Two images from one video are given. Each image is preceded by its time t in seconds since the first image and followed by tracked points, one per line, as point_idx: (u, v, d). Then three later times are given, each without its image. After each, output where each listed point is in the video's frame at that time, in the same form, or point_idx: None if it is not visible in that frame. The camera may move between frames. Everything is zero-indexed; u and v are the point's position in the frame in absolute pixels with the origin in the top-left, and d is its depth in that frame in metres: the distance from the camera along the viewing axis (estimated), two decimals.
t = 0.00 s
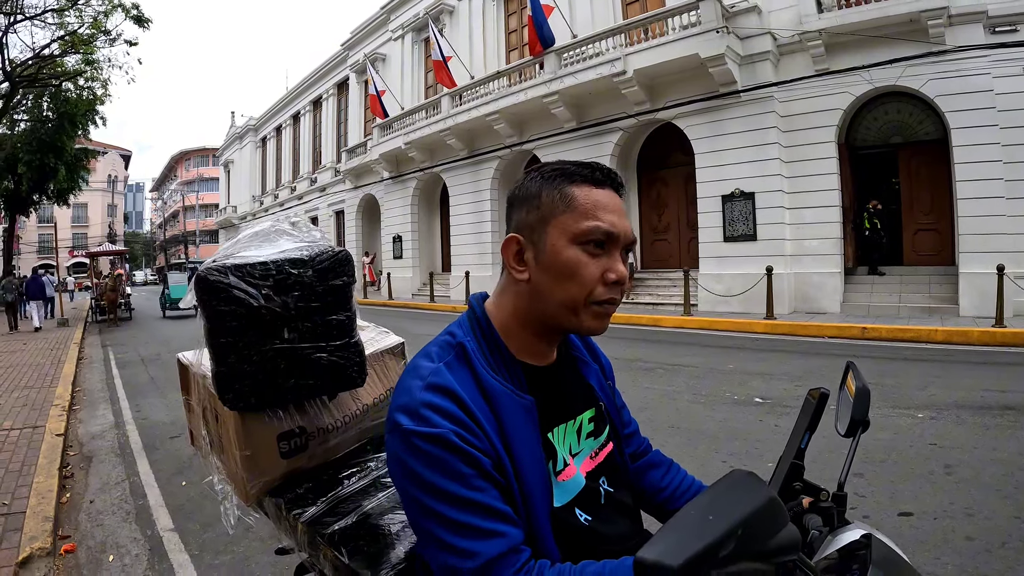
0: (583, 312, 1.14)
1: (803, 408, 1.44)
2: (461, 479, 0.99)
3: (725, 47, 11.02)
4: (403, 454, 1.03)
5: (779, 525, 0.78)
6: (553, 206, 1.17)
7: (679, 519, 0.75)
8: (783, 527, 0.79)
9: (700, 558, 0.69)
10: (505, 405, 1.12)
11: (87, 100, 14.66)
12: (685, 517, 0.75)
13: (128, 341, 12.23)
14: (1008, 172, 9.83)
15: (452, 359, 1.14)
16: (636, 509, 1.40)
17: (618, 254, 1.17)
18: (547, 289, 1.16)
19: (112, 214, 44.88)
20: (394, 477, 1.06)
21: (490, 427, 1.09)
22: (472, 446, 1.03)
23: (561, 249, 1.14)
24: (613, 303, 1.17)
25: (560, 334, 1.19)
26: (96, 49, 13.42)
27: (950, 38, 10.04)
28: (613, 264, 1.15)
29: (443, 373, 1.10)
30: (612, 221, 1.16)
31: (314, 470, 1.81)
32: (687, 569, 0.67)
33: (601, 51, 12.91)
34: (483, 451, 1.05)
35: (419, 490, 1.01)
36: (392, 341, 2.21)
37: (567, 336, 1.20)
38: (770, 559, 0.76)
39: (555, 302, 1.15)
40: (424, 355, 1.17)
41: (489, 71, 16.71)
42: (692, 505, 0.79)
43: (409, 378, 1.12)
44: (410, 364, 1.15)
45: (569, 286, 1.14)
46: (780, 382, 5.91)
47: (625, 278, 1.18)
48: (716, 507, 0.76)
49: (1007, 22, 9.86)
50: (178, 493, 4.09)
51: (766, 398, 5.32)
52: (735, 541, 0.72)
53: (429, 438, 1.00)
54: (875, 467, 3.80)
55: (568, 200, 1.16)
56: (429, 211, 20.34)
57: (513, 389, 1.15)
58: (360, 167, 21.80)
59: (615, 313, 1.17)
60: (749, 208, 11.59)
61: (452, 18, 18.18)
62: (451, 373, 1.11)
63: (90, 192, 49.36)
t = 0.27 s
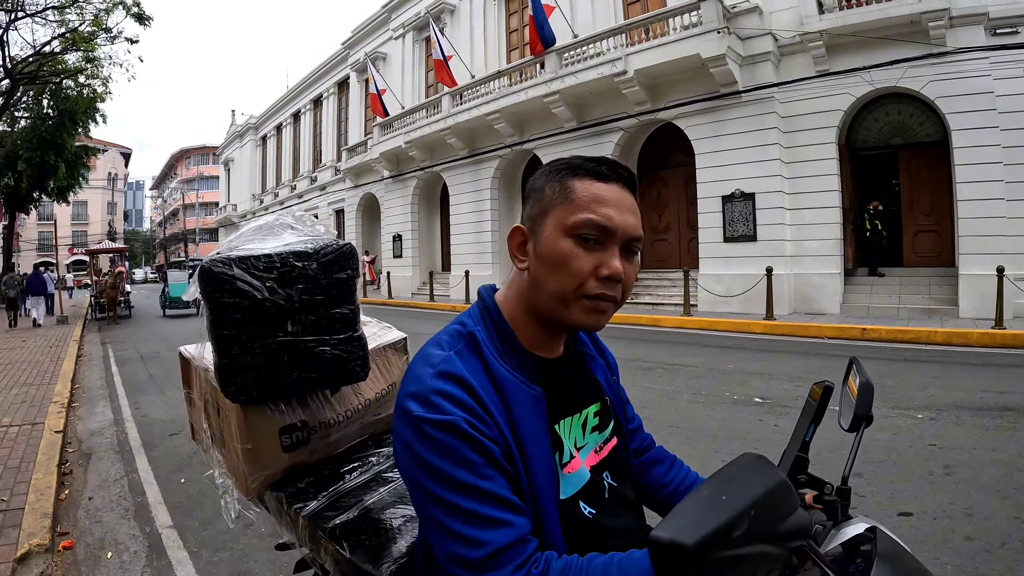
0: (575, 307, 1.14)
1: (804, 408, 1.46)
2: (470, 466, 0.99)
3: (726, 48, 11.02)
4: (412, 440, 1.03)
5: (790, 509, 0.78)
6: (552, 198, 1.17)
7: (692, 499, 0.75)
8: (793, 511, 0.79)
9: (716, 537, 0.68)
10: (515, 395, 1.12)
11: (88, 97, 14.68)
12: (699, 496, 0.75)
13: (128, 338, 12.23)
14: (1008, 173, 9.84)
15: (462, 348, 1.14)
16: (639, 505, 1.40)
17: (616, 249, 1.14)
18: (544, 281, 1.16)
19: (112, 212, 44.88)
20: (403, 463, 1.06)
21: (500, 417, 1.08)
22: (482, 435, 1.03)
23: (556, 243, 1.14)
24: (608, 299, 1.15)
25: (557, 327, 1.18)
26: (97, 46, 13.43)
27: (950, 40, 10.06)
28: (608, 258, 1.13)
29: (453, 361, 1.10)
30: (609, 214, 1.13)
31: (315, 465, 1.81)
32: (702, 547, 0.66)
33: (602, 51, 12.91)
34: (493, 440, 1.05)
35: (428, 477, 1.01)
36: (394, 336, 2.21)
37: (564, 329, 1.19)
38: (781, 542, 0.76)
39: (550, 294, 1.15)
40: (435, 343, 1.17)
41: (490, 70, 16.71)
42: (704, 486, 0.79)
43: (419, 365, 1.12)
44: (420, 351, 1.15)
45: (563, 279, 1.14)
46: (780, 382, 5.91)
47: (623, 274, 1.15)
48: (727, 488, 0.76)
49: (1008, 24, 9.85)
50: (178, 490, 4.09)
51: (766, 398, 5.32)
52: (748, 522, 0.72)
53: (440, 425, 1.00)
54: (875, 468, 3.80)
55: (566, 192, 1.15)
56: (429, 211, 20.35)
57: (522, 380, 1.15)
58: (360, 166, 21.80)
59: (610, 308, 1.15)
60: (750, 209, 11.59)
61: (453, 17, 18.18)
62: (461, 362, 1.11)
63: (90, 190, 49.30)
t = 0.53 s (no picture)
0: (572, 306, 1.13)
1: (806, 408, 1.45)
2: (472, 465, 0.99)
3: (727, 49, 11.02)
4: (414, 437, 1.02)
5: (797, 502, 0.78)
6: (554, 196, 1.17)
7: (701, 491, 0.74)
8: (800, 505, 0.79)
9: (724, 529, 0.67)
10: (518, 393, 1.12)
11: (88, 96, 14.68)
12: (707, 486, 0.75)
13: (127, 337, 12.23)
14: (1008, 175, 9.84)
15: (464, 346, 1.14)
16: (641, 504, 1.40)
17: (615, 249, 1.13)
18: (543, 279, 1.16)
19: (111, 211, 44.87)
20: (404, 461, 1.06)
21: (502, 415, 1.08)
22: (484, 433, 1.03)
23: (555, 242, 1.14)
24: (606, 300, 1.14)
25: (556, 326, 1.18)
26: (97, 46, 13.43)
27: (950, 42, 10.07)
28: (605, 259, 1.12)
29: (457, 358, 1.09)
30: (608, 213, 1.13)
31: (315, 463, 1.81)
32: (712, 539, 0.66)
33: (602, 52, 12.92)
34: (496, 438, 1.04)
35: (429, 475, 1.01)
36: (395, 334, 2.21)
37: (562, 329, 1.19)
38: (788, 535, 0.76)
39: (548, 293, 1.15)
40: (438, 341, 1.17)
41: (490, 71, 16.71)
42: (712, 476, 0.78)
43: (421, 363, 1.12)
44: (422, 348, 1.15)
45: (561, 278, 1.14)
46: (779, 383, 5.91)
47: (622, 275, 1.14)
48: (735, 480, 0.76)
49: (1008, 26, 9.87)
50: (176, 488, 4.08)
51: (766, 398, 5.32)
52: (757, 514, 0.71)
53: (442, 423, 1.00)
54: (875, 468, 3.80)
55: (568, 190, 1.15)
56: (429, 211, 20.35)
57: (525, 378, 1.15)
58: (360, 166, 21.79)
59: (609, 308, 1.14)
60: (749, 210, 11.60)
61: (453, 17, 18.19)
62: (464, 360, 1.11)
63: (89, 189, 49.28)
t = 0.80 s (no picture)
0: (569, 303, 1.14)
1: (807, 406, 1.45)
2: (475, 462, 0.99)
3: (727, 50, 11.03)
4: (416, 435, 1.03)
5: (803, 496, 0.78)
6: (551, 192, 1.17)
7: (709, 482, 0.75)
8: (806, 497, 0.79)
9: (732, 520, 0.68)
10: (519, 391, 1.12)
11: (88, 95, 14.67)
12: (715, 479, 0.75)
13: (126, 336, 12.22)
14: (1008, 176, 9.85)
15: (466, 343, 1.14)
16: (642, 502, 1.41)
17: (611, 245, 1.13)
18: (540, 276, 1.17)
19: (111, 210, 44.83)
20: (406, 459, 1.06)
21: (504, 412, 1.08)
22: (486, 430, 1.03)
23: (551, 238, 1.14)
24: (602, 296, 1.14)
25: (554, 323, 1.18)
26: (97, 45, 13.41)
27: (950, 43, 10.08)
28: (601, 255, 1.12)
29: (458, 356, 1.10)
30: (604, 209, 1.13)
31: (317, 460, 1.81)
32: (721, 530, 0.66)
33: (602, 52, 12.93)
34: (497, 435, 1.05)
35: (432, 472, 1.01)
36: (396, 332, 2.22)
37: (560, 326, 1.19)
38: (796, 528, 0.76)
39: (545, 290, 1.16)
40: (439, 339, 1.17)
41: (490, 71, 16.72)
42: (718, 469, 0.79)
43: (423, 360, 1.12)
44: (423, 346, 1.15)
45: (557, 275, 1.14)
46: (779, 384, 5.92)
47: (617, 270, 1.14)
48: (742, 472, 0.76)
49: (1009, 28, 9.88)
50: (176, 487, 4.08)
51: (765, 399, 5.33)
52: (765, 505, 0.72)
53: (444, 421, 1.00)
54: (874, 469, 3.80)
55: (564, 187, 1.16)
56: (428, 211, 20.35)
57: (526, 375, 1.15)
58: (360, 166, 21.79)
59: (606, 304, 1.15)
60: (749, 211, 11.60)
61: (454, 17, 18.19)
62: (465, 357, 1.11)
63: (89, 189, 49.23)
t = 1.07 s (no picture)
0: (558, 303, 1.15)
1: (803, 406, 1.46)
2: (468, 462, 1.00)
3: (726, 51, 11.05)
4: (409, 437, 1.04)
5: (791, 494, 0.79)
6: (539, 194, 1.18)
7: (697, 478, 0.76)
8: (797, 494, 0.80)
9: (721, 516, 0.69)
10: (511, 391, 1.13)
11: (88, 95, 14.65)
12: (704, 476, 0.76)
13: (126, 336, 12.21)
14: (1006, 178, 9.87)
15: (458, 345, 1.15)
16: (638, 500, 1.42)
17: (598, 245, 1.14)
18: (529, 277, 1.18)
19: (110, 210, 44.81)
20: (400, 460, 1.07)
21: (496, 413, 1.09)
22: (478, 431, 1.04)
23: (538, 239, 1.15)
24: (591, 296, 1.15)
25: (545, 323, 1.19)
26: (97, 44, 13.39)
27: (949, 45, 10.11)
28: (588, 254, 1.13)
29: (450, 358, 1.11)
30: (590, 209, 1.14)
31: (315, 459, 1.82)
32: (710, 525, 0.67)
33: (602, 53, 12.94)
34: (490, 436, 1.05)
35: (425, 473, 1.02)
36: (394, 332, 2.23)
37: (551, 327, 1.20)
38: (786, 525, 0.77)
39: (534, 290, 1.17)
40: (432, 341, 1.18)
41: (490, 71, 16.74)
42: (708, 466, 0.80)
43: (415, 363, 1.13)
44: (416, 349, 1.16)
45: (546, 275, 1.15)
46: (778, 385, 5.92)
47: (606, 270, 1.15)
48: (732, 469, 0.77)
49: (1007, 30, 9.92)
50: (175, 487, 4.09)
51: (764, 400, 5.34)
52: (753, 501, 0.73)
53: (437, 421, 1.01)
54: (872, 470, 3.81)
55: (551, 187, 1.17)
56: (428, 211, 20.35)
57: (519, 376, 1.16)
58: (359, 166, 21.79)
59: (595, 303, 1.16)
60: (748, 212, 11.62)
61: (453, 18, 18.20)
62: (457, 359, 1.12)
63: (88, 189, 49.19)
